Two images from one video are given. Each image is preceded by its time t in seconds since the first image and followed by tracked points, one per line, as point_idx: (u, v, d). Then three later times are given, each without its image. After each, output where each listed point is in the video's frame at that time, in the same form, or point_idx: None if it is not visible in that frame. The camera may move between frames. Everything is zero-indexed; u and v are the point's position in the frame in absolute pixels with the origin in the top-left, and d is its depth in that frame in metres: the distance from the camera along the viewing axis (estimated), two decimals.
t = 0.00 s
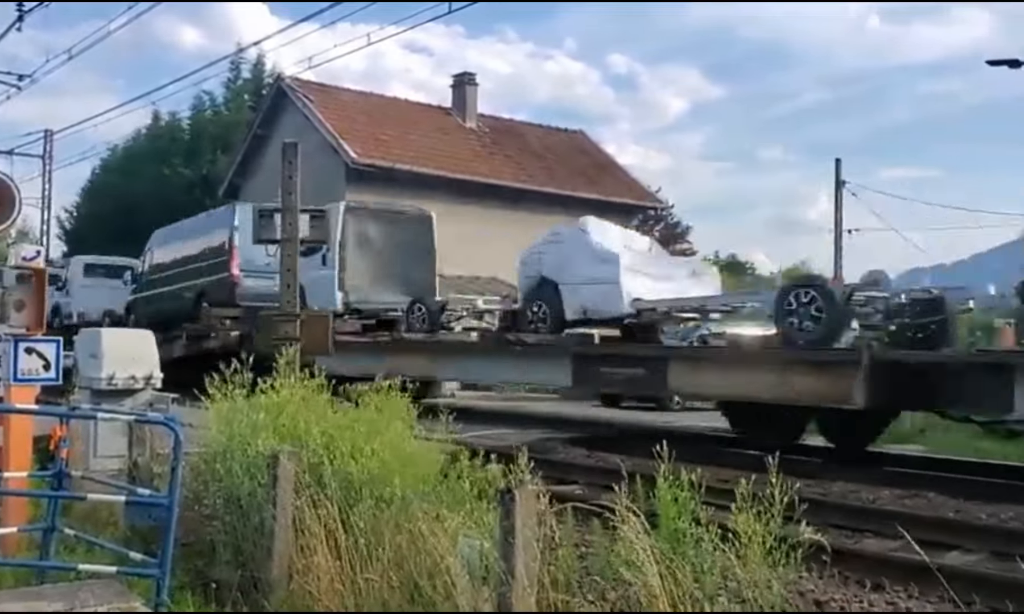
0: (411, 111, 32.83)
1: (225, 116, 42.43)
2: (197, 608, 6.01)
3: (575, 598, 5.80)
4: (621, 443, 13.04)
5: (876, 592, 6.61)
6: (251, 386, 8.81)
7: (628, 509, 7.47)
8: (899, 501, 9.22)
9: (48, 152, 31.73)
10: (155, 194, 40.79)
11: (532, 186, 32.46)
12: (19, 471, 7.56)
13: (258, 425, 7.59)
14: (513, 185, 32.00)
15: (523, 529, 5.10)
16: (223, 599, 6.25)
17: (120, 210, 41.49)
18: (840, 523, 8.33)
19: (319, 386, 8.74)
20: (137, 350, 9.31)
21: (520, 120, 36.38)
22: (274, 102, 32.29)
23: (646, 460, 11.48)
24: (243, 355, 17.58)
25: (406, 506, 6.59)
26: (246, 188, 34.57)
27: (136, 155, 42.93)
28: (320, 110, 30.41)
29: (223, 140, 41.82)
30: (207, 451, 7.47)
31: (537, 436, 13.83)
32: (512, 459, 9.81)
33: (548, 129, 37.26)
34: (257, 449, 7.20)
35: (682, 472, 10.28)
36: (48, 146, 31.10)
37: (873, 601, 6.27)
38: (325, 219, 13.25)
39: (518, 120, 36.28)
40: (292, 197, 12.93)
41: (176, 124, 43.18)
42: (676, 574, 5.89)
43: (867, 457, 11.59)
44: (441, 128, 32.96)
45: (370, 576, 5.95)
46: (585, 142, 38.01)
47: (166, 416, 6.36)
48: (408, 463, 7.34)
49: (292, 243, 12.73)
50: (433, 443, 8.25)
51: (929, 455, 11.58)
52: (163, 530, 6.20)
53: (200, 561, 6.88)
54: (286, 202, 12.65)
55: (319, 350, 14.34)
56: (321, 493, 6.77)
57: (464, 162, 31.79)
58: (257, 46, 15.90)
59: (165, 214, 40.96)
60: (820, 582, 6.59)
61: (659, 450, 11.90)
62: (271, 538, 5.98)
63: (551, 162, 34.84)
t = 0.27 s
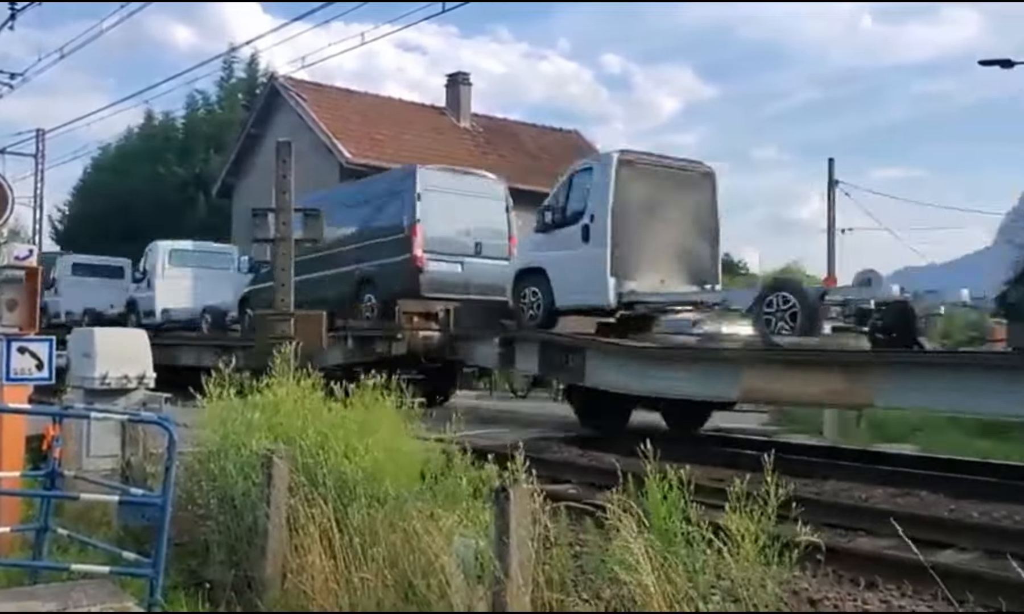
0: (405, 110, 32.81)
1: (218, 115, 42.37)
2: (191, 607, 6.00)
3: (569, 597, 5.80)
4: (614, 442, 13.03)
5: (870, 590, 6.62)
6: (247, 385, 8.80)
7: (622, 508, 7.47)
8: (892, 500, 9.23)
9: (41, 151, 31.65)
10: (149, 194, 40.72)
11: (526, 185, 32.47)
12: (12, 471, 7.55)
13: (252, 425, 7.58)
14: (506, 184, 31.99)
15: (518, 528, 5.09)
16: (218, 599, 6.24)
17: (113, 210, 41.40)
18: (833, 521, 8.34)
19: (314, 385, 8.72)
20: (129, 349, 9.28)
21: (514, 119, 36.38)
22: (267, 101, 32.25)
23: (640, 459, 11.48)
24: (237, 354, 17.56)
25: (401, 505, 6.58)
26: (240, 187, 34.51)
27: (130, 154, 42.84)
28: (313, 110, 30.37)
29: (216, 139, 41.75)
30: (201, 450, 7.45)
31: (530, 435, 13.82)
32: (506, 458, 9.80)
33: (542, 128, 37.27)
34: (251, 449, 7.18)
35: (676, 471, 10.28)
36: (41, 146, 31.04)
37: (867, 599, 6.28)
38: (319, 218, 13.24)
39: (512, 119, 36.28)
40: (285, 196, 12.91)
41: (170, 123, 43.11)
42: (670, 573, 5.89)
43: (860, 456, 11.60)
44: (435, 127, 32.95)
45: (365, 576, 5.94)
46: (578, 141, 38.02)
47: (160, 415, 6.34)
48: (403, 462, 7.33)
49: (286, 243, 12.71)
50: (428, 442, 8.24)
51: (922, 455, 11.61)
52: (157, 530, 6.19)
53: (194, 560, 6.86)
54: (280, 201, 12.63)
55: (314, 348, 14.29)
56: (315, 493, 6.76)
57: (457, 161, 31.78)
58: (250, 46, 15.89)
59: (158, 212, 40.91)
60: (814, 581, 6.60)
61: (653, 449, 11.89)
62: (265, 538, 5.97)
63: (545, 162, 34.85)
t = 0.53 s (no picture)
0: (396, 109, 32.79)
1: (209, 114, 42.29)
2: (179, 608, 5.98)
3: (558, 596, 5.80)
4: (605, 442, 13.03)
5: (857, 589, 6.64)
6: (236, 385, 8.80)
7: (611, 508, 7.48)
8: (880, 499, 9.25)
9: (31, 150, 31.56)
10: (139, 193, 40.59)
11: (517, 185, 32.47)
12: None
13: (242, 425, 7.57)
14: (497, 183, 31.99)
15: (505, 527, 5.10)
16: (206, 599, 6.22)
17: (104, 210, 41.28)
18: (822, 520, 8.36)
19: (304, 385, 8.71)
20: (118, 349, 9.26)
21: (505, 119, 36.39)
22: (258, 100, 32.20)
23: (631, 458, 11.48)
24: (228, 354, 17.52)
25: (389, 506, 6.57)
26: (230, 186, 34.43)
27: (120, 153, 42.73)
28: (304, 109, 30.34)
29: (207, 138, 41.65)
30: (190, 450, 7.44)
31: (521, 435, 13.83)
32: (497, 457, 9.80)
33: (533, 128, 37.29)
34: (240, 449, 7.17)
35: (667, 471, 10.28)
36: (31, 145, 30.95)
37: (854, 598, 6.30)
38: (308, 216, 13.22)
39: (503, 119, 36.29)
40: (274, 195, 12.89)
41: (161, 122, 43.03)
42: (658, 572, 5.90)
43: (851, 455, 11.62)
44: (427, 126, 32.93)
45: (353, 575, 5.93)
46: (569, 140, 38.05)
47: (148, 415, 6.32)
48: (392, 462, 7.32)
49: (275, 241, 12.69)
50: (418, 442, 8.23)
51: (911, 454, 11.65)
52: (145, 530, 6.17)
53: (183, 560, 6.84)
54: (269, 200, 12.61)
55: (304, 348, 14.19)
56: (304, 493, 6.75)
57: (449, 160, 31.77)
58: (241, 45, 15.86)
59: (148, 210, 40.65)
60: (802, 580, 6.61)
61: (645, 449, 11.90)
62: (252, 538, 5.95)
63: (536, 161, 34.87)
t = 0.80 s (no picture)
0: (392, 108, 32.78)
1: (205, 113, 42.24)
2: (172, 607, 5.96)
3: (552, 597, 5.79)
4: (601, 441, 13.02)
5: (852, 589, 6.63)
6: (231, 385, 8.77)
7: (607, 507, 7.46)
8: (875, 498, 9.24)
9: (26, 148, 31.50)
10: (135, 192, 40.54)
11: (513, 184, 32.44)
12: None
13: (236, 424, 7.55)
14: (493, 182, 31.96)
15: (498, 526, 5.08)
16: (200, 598, 6.20)
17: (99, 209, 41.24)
18: (817, 519, 8.35)
19: (299, 385, 8.70)
20: (113, 348, 9.25)
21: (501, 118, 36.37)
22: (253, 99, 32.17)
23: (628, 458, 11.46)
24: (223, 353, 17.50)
25: (385, 506, 6.56)
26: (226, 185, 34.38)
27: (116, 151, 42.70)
28: (301, 107, 30.32)
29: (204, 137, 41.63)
30: (185, 450, 7.42)
31: (517, 434, 13.82)
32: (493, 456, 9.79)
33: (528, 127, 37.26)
34: (234, 448, 7.16)
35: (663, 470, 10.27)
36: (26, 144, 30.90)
37: (849, 597, 6.30)
38: (304, 215, 13.21)
39: (499, 118, 36.27)
40: (270, 193, 12.88)
41: (157, 121, 43.00)
42: (652, 571, 5.88)
43: (847, 454, 11.61)
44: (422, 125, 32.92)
45: (348, 575, 5.91)
46: (565, 140, 38.02)
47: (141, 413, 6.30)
48: (388, 462, 7.30)
49: (271, 240, 12.67)
50: (414, 441, 8.22)
51: (906, 454, 11.65)
52: (139, 529, 6.15)
53: (176, 559, 6.82)
54: (264, 198, 12.60)
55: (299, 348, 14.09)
56: (299, 493, 6.74)
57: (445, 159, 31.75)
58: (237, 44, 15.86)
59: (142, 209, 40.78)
60: (796, 580, 6.60)
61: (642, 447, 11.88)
62: (245, 538, 5.93)
63: (532, 160, 34.85)
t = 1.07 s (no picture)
0: (391, 108, 32.75)
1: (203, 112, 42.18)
2: (167, 606, 5.95)
3: (549, 598, 5.78)
4: (598, 442, 13.02)
5: (848, 592, 6.63)
6: (229, 384, 8.76)
7: (603, 509, 7.46)
8: (872, 501, 9.24)
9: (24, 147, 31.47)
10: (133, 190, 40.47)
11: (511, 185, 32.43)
12: None
13: (233, 424, 7.54)
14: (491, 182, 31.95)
15: (495, 527, 5.08)
16: (195, 598, 6.19)
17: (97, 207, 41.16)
18: (814, 522, 8.35)
19: (296, 384, 8.68)
20: (109, 346, 9.23)
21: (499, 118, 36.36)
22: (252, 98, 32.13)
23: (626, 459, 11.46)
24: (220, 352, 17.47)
25: (381, 506, 6.55)
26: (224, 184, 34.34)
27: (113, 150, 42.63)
28: (299, 107, 30.30)
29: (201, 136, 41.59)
30: (182, 448, 7.41)
31: (513, 435, 13.81)
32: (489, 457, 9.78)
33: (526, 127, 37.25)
34: (231, 447, 7.15)
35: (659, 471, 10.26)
36: (24, 142, 30.88)
37: (844, 600, 6.30)
38: (302, 215, 13.19)
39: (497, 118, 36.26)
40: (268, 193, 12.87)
41: (154, 119, 42.95)
42: (649, 574, 5.88)
43: (844, 457, 11.61)
44: (421, 125, 32.89)
45: (344, 575, 5.90)
46: (563, 141, 38.01)
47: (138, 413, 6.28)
48: (384, 462, 7.29)
49: (268, 240, 12.64)
50: (411, 442, 8.21)
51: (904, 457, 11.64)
52: (135, 528, 6.13)
53: (172, 559, 6.80)
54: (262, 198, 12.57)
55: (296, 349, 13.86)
56: (295, 492, 6.73)
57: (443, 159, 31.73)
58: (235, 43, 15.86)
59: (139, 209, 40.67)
60: (792, 582, 6.60)
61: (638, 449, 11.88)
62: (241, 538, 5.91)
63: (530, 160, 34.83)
